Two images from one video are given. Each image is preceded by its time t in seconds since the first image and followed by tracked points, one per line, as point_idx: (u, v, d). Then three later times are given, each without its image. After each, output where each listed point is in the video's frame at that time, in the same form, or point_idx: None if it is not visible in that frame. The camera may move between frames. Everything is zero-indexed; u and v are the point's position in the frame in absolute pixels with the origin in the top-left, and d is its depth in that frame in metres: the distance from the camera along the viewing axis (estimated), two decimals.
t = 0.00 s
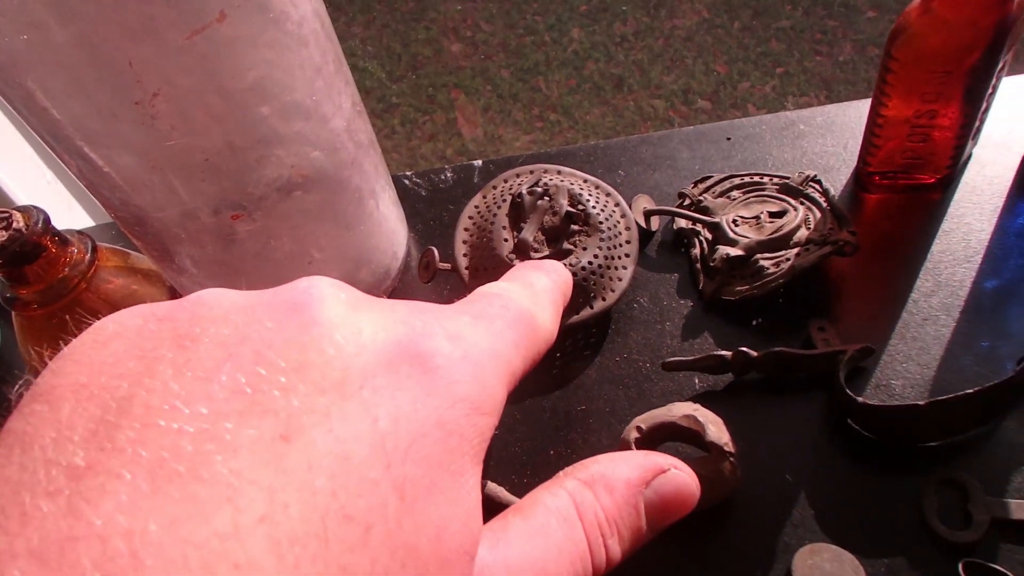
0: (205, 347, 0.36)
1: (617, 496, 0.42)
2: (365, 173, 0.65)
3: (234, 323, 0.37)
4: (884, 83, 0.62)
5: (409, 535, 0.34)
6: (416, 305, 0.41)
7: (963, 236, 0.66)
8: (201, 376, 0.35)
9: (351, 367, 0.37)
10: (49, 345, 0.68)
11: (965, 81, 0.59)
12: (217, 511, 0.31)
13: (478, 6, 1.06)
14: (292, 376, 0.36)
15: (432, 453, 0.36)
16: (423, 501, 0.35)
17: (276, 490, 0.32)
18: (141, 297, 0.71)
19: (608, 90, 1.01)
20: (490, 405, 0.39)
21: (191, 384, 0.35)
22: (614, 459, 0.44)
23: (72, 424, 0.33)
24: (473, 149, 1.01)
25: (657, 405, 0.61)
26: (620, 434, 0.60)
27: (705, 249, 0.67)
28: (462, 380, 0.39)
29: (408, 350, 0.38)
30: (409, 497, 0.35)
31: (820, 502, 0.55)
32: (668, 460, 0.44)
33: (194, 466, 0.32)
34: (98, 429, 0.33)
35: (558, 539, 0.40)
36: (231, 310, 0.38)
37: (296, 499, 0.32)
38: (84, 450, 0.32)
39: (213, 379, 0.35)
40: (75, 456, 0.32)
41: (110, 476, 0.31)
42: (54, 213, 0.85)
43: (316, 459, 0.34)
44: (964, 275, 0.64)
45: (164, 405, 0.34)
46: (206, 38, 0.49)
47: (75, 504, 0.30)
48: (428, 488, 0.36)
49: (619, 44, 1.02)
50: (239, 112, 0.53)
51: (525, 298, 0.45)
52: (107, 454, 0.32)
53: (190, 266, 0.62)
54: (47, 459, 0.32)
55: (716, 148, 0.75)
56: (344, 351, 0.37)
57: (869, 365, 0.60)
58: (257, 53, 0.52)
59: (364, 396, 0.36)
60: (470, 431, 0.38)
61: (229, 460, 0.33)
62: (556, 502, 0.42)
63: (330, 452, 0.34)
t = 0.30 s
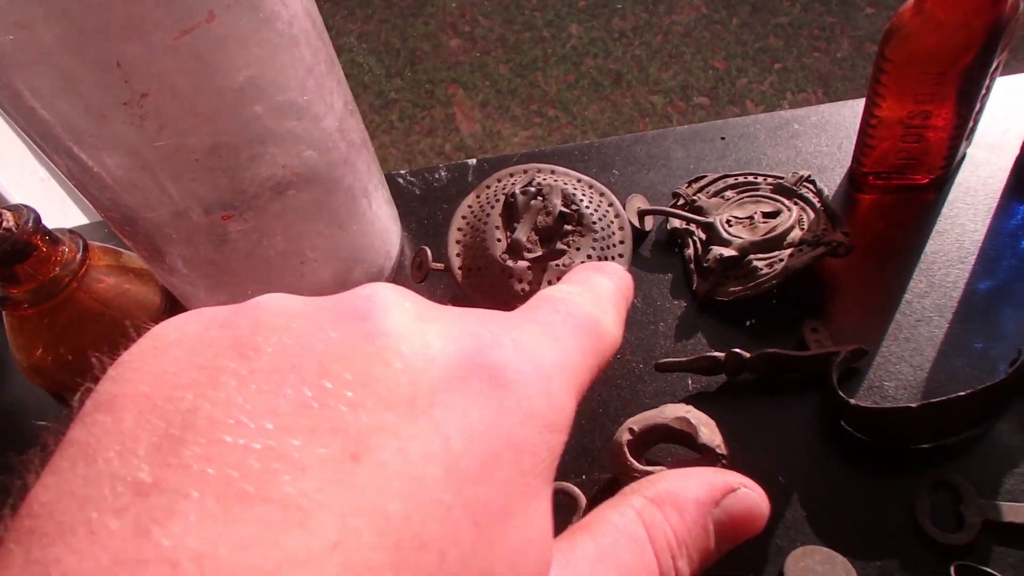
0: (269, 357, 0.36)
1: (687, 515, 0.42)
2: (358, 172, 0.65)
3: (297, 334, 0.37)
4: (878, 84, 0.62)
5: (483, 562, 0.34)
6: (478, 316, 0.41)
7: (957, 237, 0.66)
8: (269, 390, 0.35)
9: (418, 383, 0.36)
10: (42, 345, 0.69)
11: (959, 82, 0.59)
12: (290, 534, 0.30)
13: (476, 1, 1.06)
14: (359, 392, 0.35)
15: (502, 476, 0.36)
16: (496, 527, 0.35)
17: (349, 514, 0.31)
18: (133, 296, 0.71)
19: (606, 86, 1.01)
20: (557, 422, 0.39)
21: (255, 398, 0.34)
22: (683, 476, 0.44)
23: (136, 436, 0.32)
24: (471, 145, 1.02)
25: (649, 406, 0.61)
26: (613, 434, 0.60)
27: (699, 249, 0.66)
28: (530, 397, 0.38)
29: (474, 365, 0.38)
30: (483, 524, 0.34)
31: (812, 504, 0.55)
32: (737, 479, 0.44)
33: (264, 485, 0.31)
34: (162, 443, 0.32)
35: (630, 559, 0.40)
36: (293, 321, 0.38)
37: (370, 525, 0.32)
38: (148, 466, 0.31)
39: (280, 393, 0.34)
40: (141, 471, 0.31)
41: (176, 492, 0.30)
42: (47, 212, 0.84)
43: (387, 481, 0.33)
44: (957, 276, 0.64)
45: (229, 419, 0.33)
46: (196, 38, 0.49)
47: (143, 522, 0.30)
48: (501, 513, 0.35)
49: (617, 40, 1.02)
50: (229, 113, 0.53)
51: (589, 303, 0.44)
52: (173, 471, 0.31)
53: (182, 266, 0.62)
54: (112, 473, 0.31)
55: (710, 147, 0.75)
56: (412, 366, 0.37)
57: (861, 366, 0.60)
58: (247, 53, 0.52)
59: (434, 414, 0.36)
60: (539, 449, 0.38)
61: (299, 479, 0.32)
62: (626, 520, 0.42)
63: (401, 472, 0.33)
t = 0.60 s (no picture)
0: (471, 338, 0.38)
1: (866, 513, 0.44)
2: (360, 175, 0.65)
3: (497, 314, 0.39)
4: (882, 91, 0.62)
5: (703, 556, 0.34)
6: (669, 300, 0.41)
7: (959, 246, 0.66)
8: (481, 370, 0.36)
9: (619, 368, 0.37)
10: (36, 346, 0.68)
11: (963, 90, 0.59)
12: (525, 520, 0.31)
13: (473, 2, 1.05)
14: (568, 375, 0.36)
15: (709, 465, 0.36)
16: (713, 519, 0.35)
17: (578, 502, 0.32)
18: (131, 297, 0.71)
19: (603, 88, 1.00)
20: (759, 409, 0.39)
21: (468, 377, 0.36)
22: (862, 474, 0.46)
23: (350, 410, 0.35)
24: (467, 145, 1.01)
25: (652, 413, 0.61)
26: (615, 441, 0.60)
27: (701, 256, 0.65)
28: (734, 383, 0.39)
29: (674, 352, 0.38)
30: (701, 515, 0.35)
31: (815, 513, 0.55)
32: (917, 481, 0.45)
33: (489, 470, 0.33)
34: (379, 419, 0.34)
35: (808, 549, 0.42)
36: (488, 302, 0.39)
37: (598, 511, 0.33)
38: (368, 443, 0.33)
39: (492, 374, 0.36)
40: (359, 448, 0.33)
41: (400, 471, 0.32)
42: (43, 212, 0.84)
43: (609, 468, 0.34)
44: (960, 285, 0.64)
45: (442, 398, 0.35)
46: (199, 38, 0.49)
47: (373, 500, 0.31)
48: (716, 504, 0.36)
49: (614, 41, 1.02)
50: (232, 114, 0.53)
51: (750, 278, 0.43)
52: (393, 449, 0.33)
53: (181, 268, 0.62)
54: (330, 446, 0.33)
55: (714, 153, 0.75)
56: (617, 351, 0.38)
57: (865, 374, 0.60)
58: (251, 54, 0.51)
59: (647, 402, 0.36)
60: (746, 435, 0.38)
61: (522, 462, 0.33)
62: (802, 513, 0.44)
63: (623, 460, 0.34)
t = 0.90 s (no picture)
0: (543, 313, 0.44)
1: (916, 494, 0.49)
2: (354, 182, 0.64)
3: (566, 292, 0.45)
4: (882, 98, 0.61)
5: (759, 514, 0.40)
6: (720, 292, 0.46)
7: (959, 254, 0.65)
8: (555, 340, 0.43)
9: (679, 341, 0.43)
10: (28, 355, 0.67)
11: (964, 98, 0.59)
12: (602, 473, 0.38)
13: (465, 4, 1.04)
14: (635, 346, 0.43)
15: (767, 431, 0.41)
16: (769, 480, 0.41)
17: (648, 459, 0.39)
18: (124, 305, 0.70)
19: (597, 89, 1.00)
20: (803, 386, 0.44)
21: (542, 345, 0.43)
22: (910, 457, 0.50)
23: (432, 371, 0.42)
24: (461, 146, 1.01)
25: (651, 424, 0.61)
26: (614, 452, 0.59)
27: (699, 264, 0.64)
28: (782, 361, 0.44)
29: (731, 335, 0.44)
30: (758, 476, 0.40)
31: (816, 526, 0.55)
32: (967, 463, 0.49)
33: (568, 429, 0.39)
34: (459, 379, 0.41)
35: (857, 521, 0.47)
36: (558, 282, 0.46)
37: (668, 467, 0.39)
38: (451, 403, 0.40)
39: (566, 344, 0.43)
40: (443, 407, 0.40)
41: (482, 425, 0.39)
42: (35, 219, 0.83)
43: (675, 429, 0.40)
44: (960, 294, 0.63)
45: (518, 362, 0.42)
46: (192, 46, 0.47)
47: (460, 451, 0.38)
48: (772, 469, 0.41)
49: (608, 44, 1.01)
50: (226, 123, 0.51)
51: (779, 280, 0.50)
52: (473, 407, 0.40)
53: (173, 277, 0.61)
54: (417, 405, 0.40)
55: (710, 160, 0.74)
56: (677, 327, 0.44)
57: (865, 385, 0.60)
58: (245, 62, 0.50)
59: (707, 373, 0.42)
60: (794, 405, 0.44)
61: (599, 423, 0.39)
62: (855, 489, 0.49)
63: (690, 423, 0.40)
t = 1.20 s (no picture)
0: (539, 323, 0.43)
1: (906, 503, 0.48)
2: (348, 184, 0.63)
3: (563, 303, 0.44)
4: (885, 98, 0.60)
5: (752, 523, 0.39)
6: (715, 304, 0.45)
7: (962, 256, 0.65)
8: (551, 351, 0.42)
9: (674, 353, 0.42)
10: (18, 358, 0.66)
11: (968, 98, 0.58)
12: (598, 483, 0.36)
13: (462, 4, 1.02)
14: (630, 357, 0.42)
15: (759, 443, 0.41)
16: (762, 490, 0.40)
17: (644, 468, 0.37)
18: (115, 309, 0.69)
19: (593, 90, 0.99)
20: (796, 400, 0.44)
21: (538, 356, 0.42)
22: (901, 466, 0.49)
23: (431, 381, 0.41)
24: (457, 147, 1.00)
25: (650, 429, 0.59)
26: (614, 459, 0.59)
27: (703, 263, 0.62)
28: (777, 374, 0.43)
29: (725, 347, 0.43)
30: (751, 486, 0.39)
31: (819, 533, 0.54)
32: (958, 473, 0.48)
33: (564, 438, 0.38)
34: (458, 390, 0.40)
35: (847, 529, 0.46)
36: (555, 293, 0.45)
37: (664, 478, 0.37)
38: (449, 413, 0.39)
39: (562, 355, 0.42)
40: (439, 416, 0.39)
41: (480, 434, 0.38)
42: (26, 222, 0.82)
43: (670, 439, 0.39)
44: (963, 297, 0.63)
45: (515, 371, 0.41)
46: (182, 45, 0.46)
47: (457, 461, 0.37)
48: (765, 478, 0.40)
49: (604, 44, 0.99)
50: (217, 123, 0.50)
51: (775, 297, 0.49)
52: (471, 417, 0.39)
53: (164, 281, 0.60)
54: (415, 415, 0.40)
55: (709, 160, 0.73)
56: (673, 339, 0.43)
57: (867, 390, 0.59)
58: (236, 62, 0.49)
59: (701, 384, 0.41)
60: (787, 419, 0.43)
61: (596, 432, 0.38)
62: (845, 498, 0.48)
63: (685, 434, 0.39)
